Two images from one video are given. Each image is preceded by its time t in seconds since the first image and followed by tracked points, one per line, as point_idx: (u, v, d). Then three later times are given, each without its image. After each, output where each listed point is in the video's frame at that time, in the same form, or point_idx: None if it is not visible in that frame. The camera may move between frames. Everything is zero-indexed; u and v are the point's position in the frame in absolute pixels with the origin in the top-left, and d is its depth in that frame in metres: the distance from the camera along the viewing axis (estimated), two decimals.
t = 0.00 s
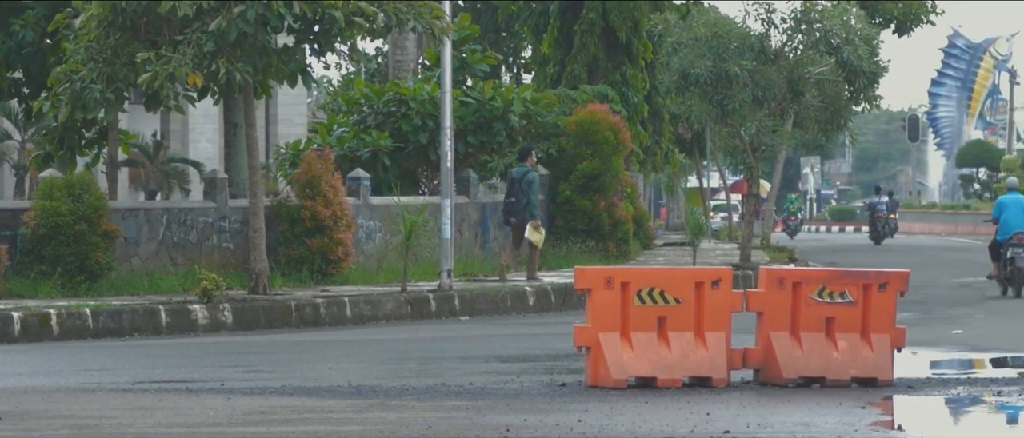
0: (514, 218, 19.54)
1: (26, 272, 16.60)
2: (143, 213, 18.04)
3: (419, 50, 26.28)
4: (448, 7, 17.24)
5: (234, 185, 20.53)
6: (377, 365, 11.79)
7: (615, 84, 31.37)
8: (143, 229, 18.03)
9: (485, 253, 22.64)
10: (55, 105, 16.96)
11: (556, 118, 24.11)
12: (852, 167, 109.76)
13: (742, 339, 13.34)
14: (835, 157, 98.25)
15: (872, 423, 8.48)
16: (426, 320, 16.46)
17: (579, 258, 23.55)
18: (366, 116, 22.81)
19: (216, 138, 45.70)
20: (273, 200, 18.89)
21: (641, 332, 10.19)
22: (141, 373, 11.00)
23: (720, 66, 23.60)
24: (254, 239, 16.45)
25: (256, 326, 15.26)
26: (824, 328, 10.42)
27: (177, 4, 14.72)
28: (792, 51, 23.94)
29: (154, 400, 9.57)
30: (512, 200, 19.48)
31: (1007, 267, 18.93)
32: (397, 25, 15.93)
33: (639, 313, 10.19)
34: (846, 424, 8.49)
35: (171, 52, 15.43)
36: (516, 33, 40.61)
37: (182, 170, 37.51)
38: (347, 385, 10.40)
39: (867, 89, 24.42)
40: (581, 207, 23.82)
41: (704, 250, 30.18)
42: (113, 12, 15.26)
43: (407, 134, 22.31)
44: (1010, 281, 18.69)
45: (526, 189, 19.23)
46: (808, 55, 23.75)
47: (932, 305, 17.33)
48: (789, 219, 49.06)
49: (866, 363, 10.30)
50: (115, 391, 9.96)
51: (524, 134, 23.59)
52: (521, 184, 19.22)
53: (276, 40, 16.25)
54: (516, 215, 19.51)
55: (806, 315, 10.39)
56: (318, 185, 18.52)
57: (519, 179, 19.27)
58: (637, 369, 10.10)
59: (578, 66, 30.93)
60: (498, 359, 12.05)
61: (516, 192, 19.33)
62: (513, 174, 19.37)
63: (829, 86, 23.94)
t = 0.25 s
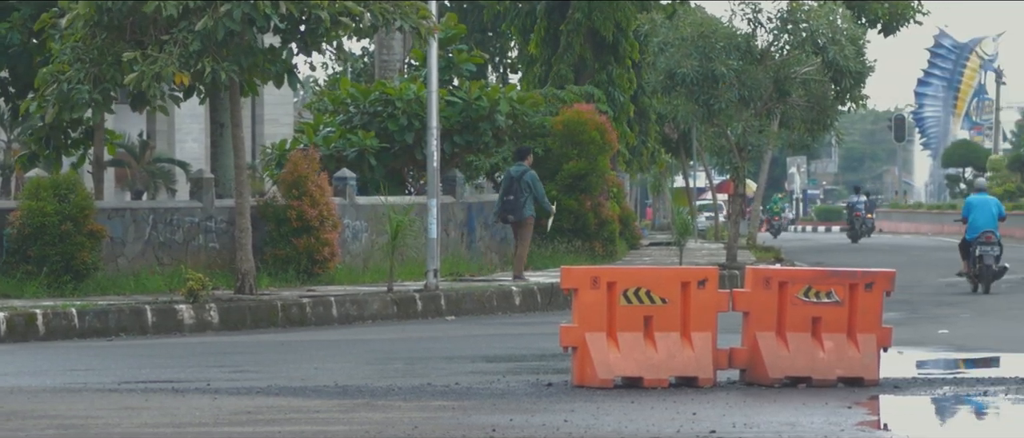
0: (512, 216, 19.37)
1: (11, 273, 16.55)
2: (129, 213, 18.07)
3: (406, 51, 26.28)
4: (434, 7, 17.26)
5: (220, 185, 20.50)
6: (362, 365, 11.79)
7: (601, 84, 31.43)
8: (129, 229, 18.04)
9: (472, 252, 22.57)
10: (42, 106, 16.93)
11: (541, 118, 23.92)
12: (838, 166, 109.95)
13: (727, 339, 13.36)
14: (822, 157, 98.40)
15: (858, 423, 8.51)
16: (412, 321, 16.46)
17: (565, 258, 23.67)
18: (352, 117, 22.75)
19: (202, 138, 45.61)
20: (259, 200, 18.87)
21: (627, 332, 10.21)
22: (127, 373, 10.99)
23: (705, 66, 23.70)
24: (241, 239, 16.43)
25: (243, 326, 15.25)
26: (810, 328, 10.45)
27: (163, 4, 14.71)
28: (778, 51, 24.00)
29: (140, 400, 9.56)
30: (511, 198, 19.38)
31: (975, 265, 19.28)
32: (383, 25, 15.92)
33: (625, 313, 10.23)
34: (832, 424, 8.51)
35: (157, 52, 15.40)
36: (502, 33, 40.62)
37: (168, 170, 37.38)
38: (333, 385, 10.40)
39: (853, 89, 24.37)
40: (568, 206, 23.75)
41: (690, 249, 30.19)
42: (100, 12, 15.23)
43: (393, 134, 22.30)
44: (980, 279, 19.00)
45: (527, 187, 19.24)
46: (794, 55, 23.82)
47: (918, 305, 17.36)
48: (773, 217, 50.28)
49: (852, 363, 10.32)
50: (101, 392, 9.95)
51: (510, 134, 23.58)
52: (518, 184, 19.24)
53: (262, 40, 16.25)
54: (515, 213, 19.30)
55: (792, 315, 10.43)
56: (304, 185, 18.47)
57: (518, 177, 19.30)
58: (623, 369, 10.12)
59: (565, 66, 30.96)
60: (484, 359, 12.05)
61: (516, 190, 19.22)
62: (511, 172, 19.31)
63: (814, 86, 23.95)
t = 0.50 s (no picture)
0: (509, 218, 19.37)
1: None
2: (113, 213, 18.00)
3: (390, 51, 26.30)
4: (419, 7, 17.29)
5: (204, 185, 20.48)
6: (347, 365, 11.80)
7: (585, 84, 31.49)
8: (113, 229, 17.99)
9: (456, 253, 22.59)
10: (26, 106, 16.89)
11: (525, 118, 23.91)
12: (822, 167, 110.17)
13: (711, 339, 13.39)
14: (806, 157, 98.62)
15: (842, 423, 8.55)
16: (396, 321, 16.47)
17: (550, 258, 23.60)
18: (336, 116, 22.75)
19: (186, 138, 45.53)
20: (243, 200, 18.87)
21: (612, 332, 10.24)
22: (112, 373, 10.99)
23: (689, 66, 23.71)
24: (225, 239, 16.44)
25: (227, 326, 15.25)
26: (794, 328, 10.50)
27: (148, 4, 14.70)
28: (762, 51, 24.06)
29: (124, 400, 9.56)
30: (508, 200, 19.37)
31: (943, 263, 19.87)
32: (367, 24, 15.93)
33: (610, 313, 10.24)
34: (816, 424, 8.55)
35: (142, 52, 15.43)
36: (486, 33, 40.64)
37: (151, 170, 37.24)
38: (318, 385, 10.42)
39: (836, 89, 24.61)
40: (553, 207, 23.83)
41: (674, 249, 30.23)
42: (85, 12, 15.21)
43: (377, 134, 22.30)
44: (946, 276, 19.61)
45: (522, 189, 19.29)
46: (778, 55, 23.88)
47: (901, 305, 17.43)
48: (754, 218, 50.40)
49: (836, 363, 10.37)
50: (85, 392, 9.95)
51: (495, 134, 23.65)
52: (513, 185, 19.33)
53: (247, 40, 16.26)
54: (513, 215, 19.29)
55: (776, 315, 10.47)
56: (289, 184, 18.53)
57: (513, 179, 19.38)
58: (608, 369, 10.15)
59: (549, 66, 31.01)
60: (468, 359, 12.07)
61: (512, 191, 19.21)
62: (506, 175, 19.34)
63: (798, 86, 24.08)
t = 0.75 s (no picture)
0: (501, 213, 20.18)
1: None
2: (97, 213, 17.94)
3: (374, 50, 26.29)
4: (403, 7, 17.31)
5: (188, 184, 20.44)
6: (331, 364, 11.79)
7: (570, 83, 31.50)
8: (97, 229, 17.93)
9: (441, 252, 22.59)
10: (10, 105, 16.83)
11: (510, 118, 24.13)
12: (807, 166, 110.34)
13: (696, 339, 13.41)
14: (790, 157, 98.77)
15: (827, 423, 8.56)
16: (381, 320, 16.46)
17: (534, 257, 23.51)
18: (321, 116, 22.73)
19: (171, 138, 45.43)
20: (228, 200, 18.87)
21: (596, 331, 10.25)
22: (96, 373, 10.96)
23: (674, 66, 23.80)
24: (209, 239, 16.41)
25: (211, 326, 15.22)
26: (779, 327, 10.53)
27: (133, 4, 14.66)
28: (747, 51, 24.24)
29: (109, 400, 9.55)
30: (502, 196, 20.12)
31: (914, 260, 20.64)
32: (352, 24, 15.96)
33: (595, 312, 10.26)
34: (801, 424, 8.56)
35: (127, 52, 15.44)
36: (471, 32, 40.62)
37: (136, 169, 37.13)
38: (302, 385, 10.41)
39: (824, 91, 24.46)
40: (537, 207, 23.72)
41: (659, 249, 30.25)
42: (69, 12, 15.15)
43: (362, 133, 22.28)
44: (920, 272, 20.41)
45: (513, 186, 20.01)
46: (764, 55, 24.04)
47: (885, 305, 17.47)
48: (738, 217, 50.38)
49: (821, 362, 10.39)
50: (69, 391, 9.94)
51: (479, 134, 23.58)
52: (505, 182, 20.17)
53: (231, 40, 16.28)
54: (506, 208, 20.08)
55: (760, 314, 10.49)
56: (273, 184, 18.51)
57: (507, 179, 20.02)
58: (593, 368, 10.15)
59: (533, 65, 31.02)
60: (453, 359, 12.07)
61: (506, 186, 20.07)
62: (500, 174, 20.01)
63: (784, 86, 24.22)
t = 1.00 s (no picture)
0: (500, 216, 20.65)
1: None
2: (85, 213, 17.90)
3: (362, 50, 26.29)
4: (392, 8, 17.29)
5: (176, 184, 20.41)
6: (319, 365, 11.80)
7: (558, 83, 31.53)
8: (85, 230, 17.89)
9: (429, 252, 22.58)
10: None
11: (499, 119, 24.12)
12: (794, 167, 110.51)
13: (684, 339, 13.44)
14: (778, 157, 98.92)
15: (815, 423, 8.59)
16: (369, 321, 16.47)
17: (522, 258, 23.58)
18: (309, 116, 22.73)
19: (159, 137, 45.35)
20: (216, 200, 18.87)
21: (585, 332, 10.27)
22: (84, 373, 10.96)
23: (662, 66, 23.82)
24: (197, 239, 16.41)
25: (199, 326, 15.22)
26: (767, 328, 10.55)
27: (121, 4, 14.62)
28: (735, 51, 24.30)
29: (97, 400, 9.55)
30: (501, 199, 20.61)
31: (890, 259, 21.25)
32: (341, 25, 15.96)
33: (583, 313, 10.27)
34: (789, 424, 8.59)
35: (114, 52, 15.42)
36: (459, 33, 40.62)
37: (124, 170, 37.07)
38: (290, 386, 10.42)
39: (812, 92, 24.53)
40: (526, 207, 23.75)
41: (647, 249, 30.29)
42: (57, 12, 15.09)
43: (350, 134, 22.27)
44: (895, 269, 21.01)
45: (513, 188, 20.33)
46: (751, 55, 24.13)
47: (873, 305, 17.51)
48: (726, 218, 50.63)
49: (809, 363, 10.41)
50: (57, 392, 9.94)
51: (468, 134, 23.52)
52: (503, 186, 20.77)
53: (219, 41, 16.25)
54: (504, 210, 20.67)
55: (748, 314, 10.51)
56: (261, 185, 18.49)
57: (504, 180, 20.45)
58: (581, 369, 10.16)
59: (521, 65, 31.03)
60: (441, 359, 12.08)
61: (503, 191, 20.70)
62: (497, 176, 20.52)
63: (772, 86, 24.34)
